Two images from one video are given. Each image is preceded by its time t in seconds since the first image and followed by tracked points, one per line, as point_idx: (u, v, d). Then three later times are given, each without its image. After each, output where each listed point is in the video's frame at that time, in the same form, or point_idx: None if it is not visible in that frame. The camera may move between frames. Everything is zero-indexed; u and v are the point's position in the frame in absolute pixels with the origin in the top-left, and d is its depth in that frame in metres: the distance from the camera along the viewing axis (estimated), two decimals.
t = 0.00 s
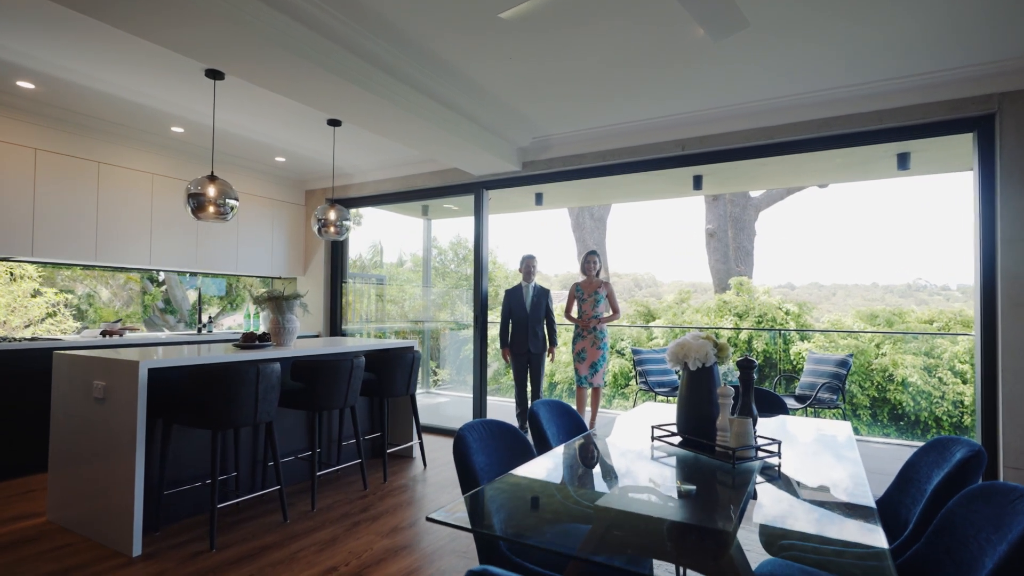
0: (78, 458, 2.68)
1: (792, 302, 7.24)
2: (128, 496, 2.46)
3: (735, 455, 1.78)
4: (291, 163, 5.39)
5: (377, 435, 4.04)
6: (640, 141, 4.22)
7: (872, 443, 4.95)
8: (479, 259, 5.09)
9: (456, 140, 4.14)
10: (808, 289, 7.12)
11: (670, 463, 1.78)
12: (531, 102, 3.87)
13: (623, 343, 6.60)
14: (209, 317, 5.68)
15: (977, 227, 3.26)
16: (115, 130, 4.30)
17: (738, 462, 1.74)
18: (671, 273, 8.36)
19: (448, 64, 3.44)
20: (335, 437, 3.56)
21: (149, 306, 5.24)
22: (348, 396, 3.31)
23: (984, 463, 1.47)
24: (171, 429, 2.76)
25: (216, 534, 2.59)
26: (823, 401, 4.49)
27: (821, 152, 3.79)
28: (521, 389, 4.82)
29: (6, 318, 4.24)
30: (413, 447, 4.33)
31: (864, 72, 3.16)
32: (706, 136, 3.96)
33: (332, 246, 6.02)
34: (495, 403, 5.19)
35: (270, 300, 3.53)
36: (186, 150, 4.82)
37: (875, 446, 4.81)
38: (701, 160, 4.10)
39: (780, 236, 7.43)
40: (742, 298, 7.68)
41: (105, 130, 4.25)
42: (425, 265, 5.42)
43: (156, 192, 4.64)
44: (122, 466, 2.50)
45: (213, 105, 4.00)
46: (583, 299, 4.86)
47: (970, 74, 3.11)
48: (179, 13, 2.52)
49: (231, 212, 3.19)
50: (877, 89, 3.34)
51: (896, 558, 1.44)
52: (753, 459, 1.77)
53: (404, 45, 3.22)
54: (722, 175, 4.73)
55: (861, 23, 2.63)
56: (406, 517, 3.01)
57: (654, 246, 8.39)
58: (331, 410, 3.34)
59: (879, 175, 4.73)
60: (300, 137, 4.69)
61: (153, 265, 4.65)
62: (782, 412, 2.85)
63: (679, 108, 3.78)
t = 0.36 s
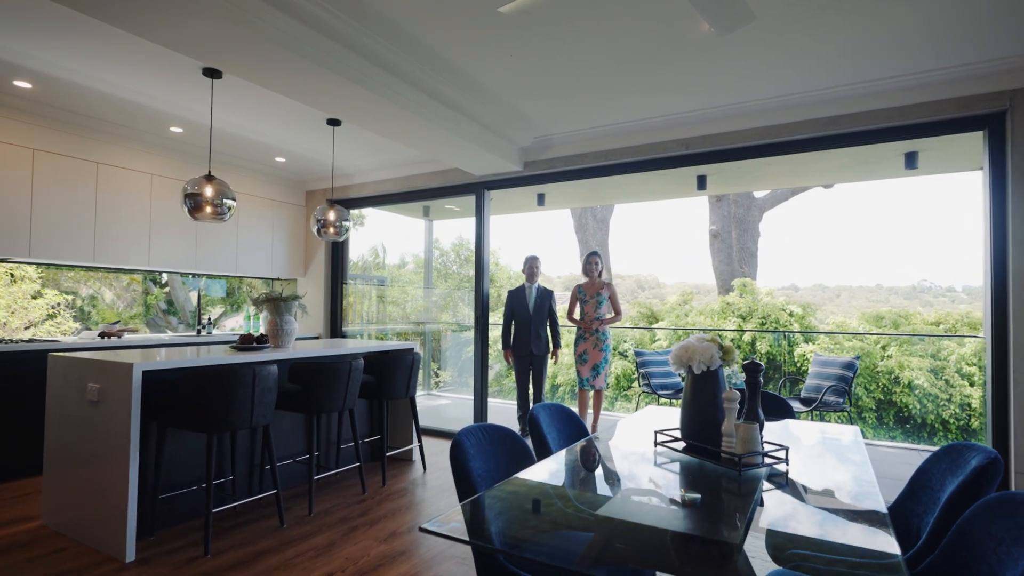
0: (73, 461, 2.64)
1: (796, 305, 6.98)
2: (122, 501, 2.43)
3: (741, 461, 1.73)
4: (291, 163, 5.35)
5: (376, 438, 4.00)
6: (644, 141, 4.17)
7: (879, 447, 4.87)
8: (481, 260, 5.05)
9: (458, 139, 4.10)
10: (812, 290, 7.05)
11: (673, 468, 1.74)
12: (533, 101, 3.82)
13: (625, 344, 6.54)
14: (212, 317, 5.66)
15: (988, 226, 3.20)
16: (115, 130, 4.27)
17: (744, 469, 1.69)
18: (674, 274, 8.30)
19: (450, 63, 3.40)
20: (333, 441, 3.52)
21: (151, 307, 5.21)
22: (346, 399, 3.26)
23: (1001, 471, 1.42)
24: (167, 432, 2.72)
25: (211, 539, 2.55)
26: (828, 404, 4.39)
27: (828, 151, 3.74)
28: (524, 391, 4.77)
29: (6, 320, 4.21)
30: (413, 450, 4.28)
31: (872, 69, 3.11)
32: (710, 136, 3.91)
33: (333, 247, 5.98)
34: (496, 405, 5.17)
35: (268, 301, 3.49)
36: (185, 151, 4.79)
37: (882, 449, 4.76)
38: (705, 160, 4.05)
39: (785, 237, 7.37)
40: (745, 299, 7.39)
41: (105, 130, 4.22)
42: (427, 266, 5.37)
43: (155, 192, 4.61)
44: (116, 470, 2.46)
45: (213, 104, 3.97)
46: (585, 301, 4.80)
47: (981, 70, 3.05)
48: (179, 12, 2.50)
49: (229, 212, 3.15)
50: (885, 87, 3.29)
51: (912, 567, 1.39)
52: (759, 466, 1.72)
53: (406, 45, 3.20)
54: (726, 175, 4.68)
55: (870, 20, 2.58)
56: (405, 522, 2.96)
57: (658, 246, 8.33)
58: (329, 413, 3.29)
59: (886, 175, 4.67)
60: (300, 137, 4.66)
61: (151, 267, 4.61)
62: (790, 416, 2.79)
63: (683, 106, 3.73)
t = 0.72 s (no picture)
0: (68, 464, 2.60)
1: (800, 306, 6.98)
2: (116, 506, 2.39)
3: (747, 468, 1.68)
4: (292, 164, 5.32)
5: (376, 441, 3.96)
6: (646, 141, 4.13)
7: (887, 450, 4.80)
8: (482, 261, 5.02)
9: (459, 139, 4.06)
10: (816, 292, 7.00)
11: (677, 474, 1.69)
12: (535, 100, 3.78)
13: (629, 347, 6.56)
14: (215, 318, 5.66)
15: (998, 226, 3.14)
16: (114, 131, 4.25)
17: (750, 477, 1.63)
18: (677, 275, 8.24)
19: (451, 62, 3.36)
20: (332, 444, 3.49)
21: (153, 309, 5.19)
22: (345, 402, 3.22)
23: (1018, 480, 1.38)
24: (162, 435, 2.69)
25: (205, 545, 2.50)
26: (834, 408, 4.36)
27: (834, 150, 3.69)
28: (526, 393, 4.73)
29: (6, 321, 4.18)
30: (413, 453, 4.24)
31: (880, 66, 3.06)
32: (713, 135, 3.87)
33: (333, 248, 5.95)
34: (498, 408, 5.13)
35: (266, 303, 3.47)
36: (185, 152, 4.77)
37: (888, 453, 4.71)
38: (709, 159, 4.00)
39: (789, 238, 7.33)
40: (748, 301, 7.54)
41: (104, 130, 4.20)
42: (428, 267, 5.34)
43: (154, 193, 4.59)
44: (111, 474, 2.42)
45: (213, 105, 3.95)
46: (587, 303, 4.77)
47: (991, 67, 3.00)
48: (177, 11, 2.47)
49: (226, 213, 3.12)
50: (893, 85, 3.23)
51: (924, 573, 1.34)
52: (765, 473, 1.66)
53: (407, 44, 3.16)
54: (730, 175, 4.63)
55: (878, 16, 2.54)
56: (404, 527, 2.91)
57: (663, 247, 8.30)
58: (327, 416, 3.25)
59: (892, 175, 4.61)
60: (301, 138, 4.63)
61: (151, 268, 4.59)
62: (795, 420, 2.74)
63: (686, 105, 3.68)
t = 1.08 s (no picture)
0: (62, 468, 2.57)
1: (804, 307, 6.95)
2: (111, 511, 2.36)
3: (751, 476, 1.63)
4: (292, 164, 5.30)
5: (375, 443, 3.92)
6: (649, 141, 4.08)
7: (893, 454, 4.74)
8: (483, 262, 4.98)
9: (460, 140, 4.03)
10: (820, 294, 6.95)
11: (680, 481, 1.65)
12: (537, 99, 3.74)
13: (630, 348, 6.40)
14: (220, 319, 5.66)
15: (1006, 227, 3.09)
16: (113, 131, 4.23)
17: (755, 484, 1.59)
18: (681, 276, 8.16)
19: (452, 61, 3.32)
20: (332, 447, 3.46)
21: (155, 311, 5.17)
22: (344, 405, 3.18)
23: None
24: (158, 438, 2.66)
25: (201, 550, 2.47)
26: (839, 409, 4.25)
27: (839, 150, 3.64)
28: (528, 396, 4.70)
29: (6, 322, 4.16)
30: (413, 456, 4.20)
31: (887, 65, 3.01)
32: (717, 135, 3.83)
33: (333, 249, 5.92)
34: (499, 410, 5.11)
35: (265, 305, 3.44)
36: (184, 152, 4.74)
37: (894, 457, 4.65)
38: (712, 159, 3.96)
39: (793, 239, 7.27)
40: (753, 302, 7.33)
41: (103, 130, 4.19)
42: (429, 269, 5.31)
43: (153, 194, 4.57)
44: (105, 477, 2.39)
45: (211, 105, 3.92)
46: (589, 304, 4.73)
47: (1000, 65, 2.95)
48: (175, 10, 2.44)
49: (224, 214, 3.09)
50: (900, 83, 3.19)
51: None
52: (770, 480, 1.62)
53: (407, 44, 3.13)
54: (733, 176, 4.59)
55: (886, 13, 2.49)
56: (403, 531, 2.87)
57: (667, 248, 8.26)
58: (325, 419, 3.21)
59: (898, 175, 4.56)
60: (301, 138, 4.60)
61: (150, 268, 4.56)
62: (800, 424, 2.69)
63: (689, 104, 3.64)
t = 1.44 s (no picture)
0: (55, 471, 2.54)
1: (808, 309, 6.76)
2: (103, 515, 2.32)
3: (755, 482, 1.59)
4: (291, 164, 5.27)
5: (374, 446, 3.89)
6: (651, 141, 4.04)
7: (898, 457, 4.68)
8: (483, 263, 4.94)
9: (460, 140, 3.99)
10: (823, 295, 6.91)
11: (681, 486, 1.61)
12: (537, 99, 3.70)
13: (632, 350, 6.24)
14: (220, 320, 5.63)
15: (1015, 228, 3.04)
16: (112, 131, 4.20)
17: (760, 490, 1.55)
18: (684, 278, 8.11)
19: (452, 61, 3.28)
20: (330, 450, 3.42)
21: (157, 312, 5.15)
22: (342, 407, 3.14)
23: None
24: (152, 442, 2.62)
25: (195, 555, 2.43)
26: (844, 412, 4.19)
27: (843, 150, 3.59)
28: (529, 399, 4.66)
29: (4, 324, 4.13)
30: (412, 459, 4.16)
31: (893, 62, 2.96)
32: (719, 135, 3.78)
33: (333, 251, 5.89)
34: (500, 412, 5.05)
35: (262, 306, 3.40)
36: (183, 152, 4.71)
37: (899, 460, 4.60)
38: (714, 159, 3.91)
39: (796, 240, 7.23)
40: (756, 304, 7.17)
41: (101, 131, 4.16)
42: (430, 269, 5.28)
43: (151, 195, 4.55)
44: (98, 481, 2.36)
45: (209, 105, 3.88)
46: (590, 305, 4.68)
47: (1008, 62, 2.90)
48: (169, 8, 2.40)
49: (221, 214, 3.06)
50: (906, 81, 3.13)
51: None
52: (775, 487, 1.58)
53: (407, 43, 3.10)
54: (735, 176, 4.55)
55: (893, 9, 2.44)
56: (401, 536, 2.83)
57: (670, 248, 8.18)
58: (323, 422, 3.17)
59: (903, 175, 4.50)
60: (300, 138, 4.57)
61: (148, 269, 4.53)
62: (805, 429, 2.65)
63: (691, 103, 3.60)
